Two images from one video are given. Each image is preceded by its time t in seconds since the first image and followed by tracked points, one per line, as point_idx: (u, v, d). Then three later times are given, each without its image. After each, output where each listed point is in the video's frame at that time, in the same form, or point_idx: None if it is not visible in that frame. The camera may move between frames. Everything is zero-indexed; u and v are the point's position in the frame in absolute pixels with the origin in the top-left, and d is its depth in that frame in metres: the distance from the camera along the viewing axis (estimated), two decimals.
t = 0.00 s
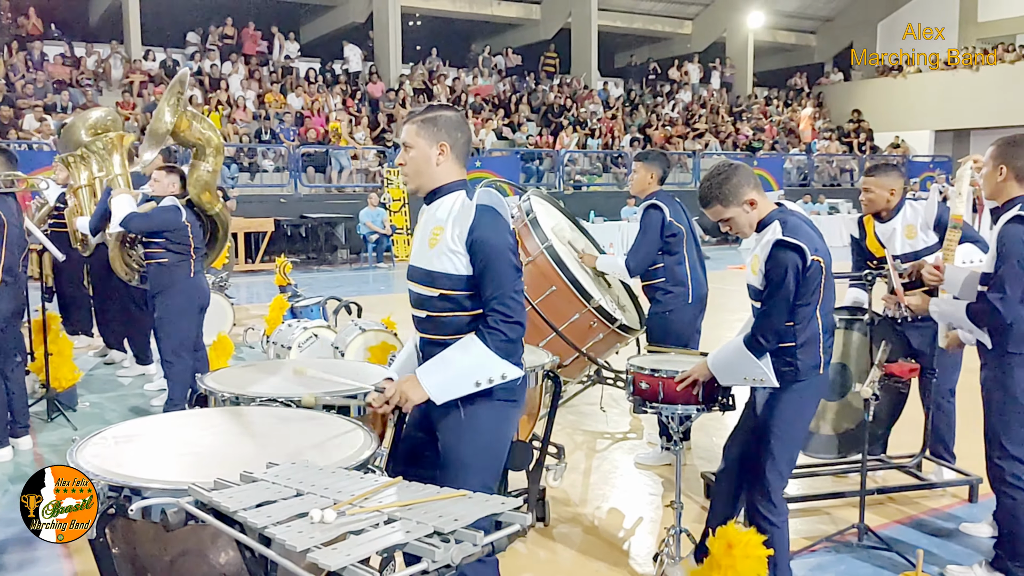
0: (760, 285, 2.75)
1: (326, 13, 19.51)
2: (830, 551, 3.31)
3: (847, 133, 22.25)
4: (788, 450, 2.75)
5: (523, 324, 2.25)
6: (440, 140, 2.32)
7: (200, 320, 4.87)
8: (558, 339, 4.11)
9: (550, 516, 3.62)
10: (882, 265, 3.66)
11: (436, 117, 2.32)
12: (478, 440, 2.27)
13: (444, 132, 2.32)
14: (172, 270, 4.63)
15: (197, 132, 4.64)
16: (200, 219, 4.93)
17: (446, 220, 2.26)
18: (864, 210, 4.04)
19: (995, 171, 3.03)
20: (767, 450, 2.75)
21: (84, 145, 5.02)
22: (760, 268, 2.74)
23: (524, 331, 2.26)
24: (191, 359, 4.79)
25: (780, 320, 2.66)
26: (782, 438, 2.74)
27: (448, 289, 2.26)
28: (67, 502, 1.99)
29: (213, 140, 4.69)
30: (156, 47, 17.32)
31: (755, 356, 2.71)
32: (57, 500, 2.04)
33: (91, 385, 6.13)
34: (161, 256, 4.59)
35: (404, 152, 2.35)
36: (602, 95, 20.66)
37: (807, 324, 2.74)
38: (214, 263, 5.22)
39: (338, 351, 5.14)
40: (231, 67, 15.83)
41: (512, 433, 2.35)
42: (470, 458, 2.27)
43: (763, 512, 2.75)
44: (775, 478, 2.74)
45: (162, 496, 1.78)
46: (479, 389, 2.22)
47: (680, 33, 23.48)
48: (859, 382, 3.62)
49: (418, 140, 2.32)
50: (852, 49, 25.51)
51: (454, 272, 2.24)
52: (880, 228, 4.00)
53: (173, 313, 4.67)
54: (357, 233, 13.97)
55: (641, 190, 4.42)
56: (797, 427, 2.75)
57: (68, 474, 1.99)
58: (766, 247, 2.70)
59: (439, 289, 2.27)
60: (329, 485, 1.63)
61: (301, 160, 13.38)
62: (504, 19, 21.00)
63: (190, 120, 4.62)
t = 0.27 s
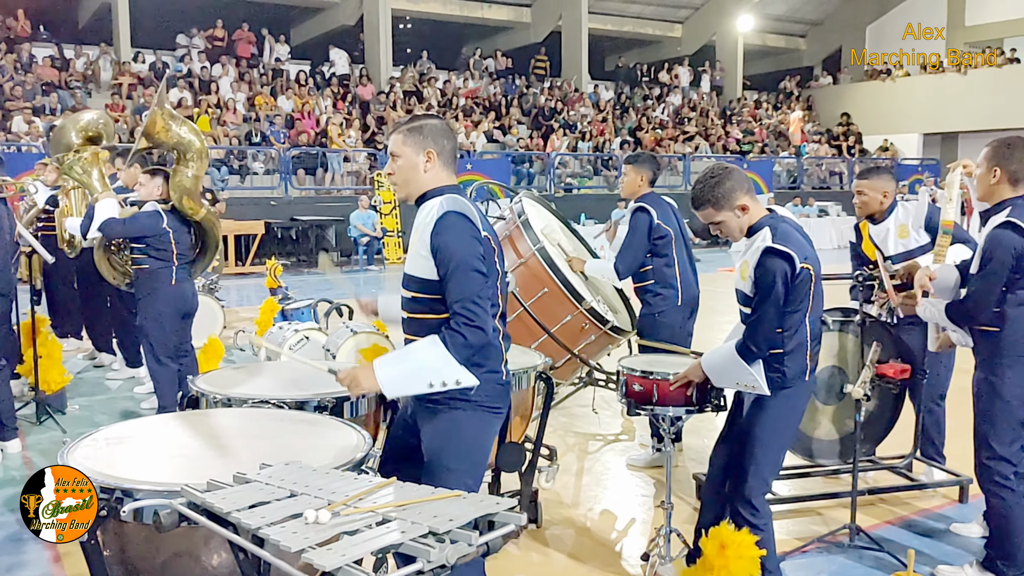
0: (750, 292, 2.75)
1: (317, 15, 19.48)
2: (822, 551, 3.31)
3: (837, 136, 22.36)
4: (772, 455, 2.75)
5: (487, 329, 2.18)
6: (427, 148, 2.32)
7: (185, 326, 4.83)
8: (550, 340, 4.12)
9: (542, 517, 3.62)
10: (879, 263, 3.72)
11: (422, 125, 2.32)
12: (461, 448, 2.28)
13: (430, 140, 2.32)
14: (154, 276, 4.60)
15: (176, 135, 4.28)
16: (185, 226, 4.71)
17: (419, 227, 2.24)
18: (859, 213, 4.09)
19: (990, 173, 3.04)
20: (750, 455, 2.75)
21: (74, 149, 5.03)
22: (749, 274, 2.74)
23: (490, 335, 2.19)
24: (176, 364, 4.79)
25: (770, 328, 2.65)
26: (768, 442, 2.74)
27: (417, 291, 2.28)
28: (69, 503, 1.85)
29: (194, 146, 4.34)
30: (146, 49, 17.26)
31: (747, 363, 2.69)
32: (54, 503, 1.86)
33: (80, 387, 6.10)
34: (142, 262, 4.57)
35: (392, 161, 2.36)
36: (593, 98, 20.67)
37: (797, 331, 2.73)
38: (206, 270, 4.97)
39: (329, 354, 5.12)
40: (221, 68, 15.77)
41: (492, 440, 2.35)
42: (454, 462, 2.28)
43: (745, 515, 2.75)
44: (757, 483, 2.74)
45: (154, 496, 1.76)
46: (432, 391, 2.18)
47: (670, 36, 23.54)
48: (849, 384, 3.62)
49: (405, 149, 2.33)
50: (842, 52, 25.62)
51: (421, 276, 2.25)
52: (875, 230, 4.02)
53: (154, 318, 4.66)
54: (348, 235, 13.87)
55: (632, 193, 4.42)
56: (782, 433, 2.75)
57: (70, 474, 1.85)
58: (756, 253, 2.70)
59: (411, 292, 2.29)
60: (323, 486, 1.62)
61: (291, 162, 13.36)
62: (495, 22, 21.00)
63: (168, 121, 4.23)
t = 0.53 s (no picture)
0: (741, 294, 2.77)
1: (307, 17, 19.47)
2: (811, 552, 3.32)
3: (826, 139, 22.48)
4: (759, 455, 2.75)
5: (483, 315, 2.17)
6: (449, 127, 2.34)
7: (166, 330, 4.80)
8: (541, 342, 4.13)
9: (533, 519, 3.63)
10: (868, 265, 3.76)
11: (450, 102, 2.33)
12: (461, 438, 2.29)
13: (454, 120, 2.34)
14: (131, 279, 4.60)
15: (155, 136, 4.31)
16: (171, 233, 4.70)
17: (430, 200, 2.28)
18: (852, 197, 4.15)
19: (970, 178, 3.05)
20: (738, 455, 2.76)
21: (65, 148, 5.01)
22: (742, 276, 2.74)
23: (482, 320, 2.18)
24: (162, 367, 4.78)
25: (760, 329, 2.69)
26: (756, 444, 2.75)
27: (415, 267, 2.28)
28: (69, 503, 1.82)
29: (176, 149, 4.36)
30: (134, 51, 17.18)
31: (735, 364, 2.73)
32: (54, 503, 1.82)
33: (69, 390, 6.07)
34: (120, 264, 4.57)
35: (412, 130, 2.36)
36: (583, 101, 20.69)
37: (788, 333, 2.74)
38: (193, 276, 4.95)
39: (320, 356, 5.11)
40: (211, 71, 15.74)
41: (492, 419, 2.37)
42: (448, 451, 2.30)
43: (734, 518, 2.75)
44: (745, 485, 2.75)
45: (145, 499, 1.77)
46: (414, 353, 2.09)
47: (660, 39, 23.62)
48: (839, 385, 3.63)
49: (428, 122, 2.33)
50: (830, 55, 25.75)
51: (424, 253, 2.26)
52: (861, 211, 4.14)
53: (131, 322, 4.63)
54: (338, 238, 13.87)
55: (624, 195, 4.44)
56: (768, 434, 2.76)
57: (69, 474, 1.83)
58: (748, 254, 2.71)
59: (407, 266, 2.30)
60: (315, 488, 1.62)
61: (281, 165, 13.34)
62: (485, 25, 21.03)
63: (146, 122, 4.29)
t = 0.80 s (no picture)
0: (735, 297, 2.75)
1: (301, 19, 19.47)
2: (805, 553, 3.33)
3: (820, 141, 22.57)
4: (749, 458, 2.76)
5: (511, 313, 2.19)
6: (438, 130, 2.32)
7: (158, 333, 4.79)
8: (536, 343, 4.13)
9: (528, 520, 3.63)
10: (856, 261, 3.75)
11: (434, 105, 2.31)
12: (459, 437, 2.28)
13: (442, 122, 2.32)
14: (119, 282, 4.60)
15: (138, 138, 4.20)
16: (160, 237, 4.68)
17: (431, 205, 2.28)
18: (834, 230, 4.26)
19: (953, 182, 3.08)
20: (727, 457, 2.76)
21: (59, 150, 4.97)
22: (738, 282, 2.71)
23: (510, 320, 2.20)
24: (156, 370, 4.78)
25: (750, 331, 2.66)
26: (747, 445, 2.75)
27: (425, 274, 2.27)
28: (69, 503, 1.79)
29: (163, 152, 4.29)
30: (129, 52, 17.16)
31: (719, 363, 2.72)
32: (54, 503, 1.78)
33: (63, 392, 6.05)
34: (108, 267, 4.58)
35: (398, 137, 2.34)
36: (578, 102, 20.72)
37: (780, 336, 2.75)
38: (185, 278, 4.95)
39: (314, 357, 5.10)
40: (205, 72, 15.73)
41: (492, 422, 2.35)
42: (447, 455, 2.29)
43: (724, 520, 2.74)
44: (735, 486, 2.74)
45: (140, 501, 1.76)
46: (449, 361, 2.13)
47: (655, 41, 23.67)
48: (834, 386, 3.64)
49: (416, 128, 2.31)
50: (824, 57, 25.82)
51: (433, 259, 2.26)
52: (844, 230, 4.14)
53: (122, 325, 4.63)
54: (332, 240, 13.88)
55: (622, 195, 4.45)
56: (759, 437, 2.76)
57: (71, 474, 1.80)
58: (742, 260, 2.71)
59: (415, 273, 2.29)
60: (310, 488, 1.62)
61: (276, 166, 13.37)
62: (480, 27, 21.07)
63: (129, 122, 4.15)
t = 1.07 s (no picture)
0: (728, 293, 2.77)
1: (301, 20, 19.47)
2: (807, 553, 3.33)
3: (819, 142, 22.60)
4: (748, 456, 2.75)
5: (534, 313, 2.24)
6: (406, 158, 2.30)
7: (158, 334, 4.80)
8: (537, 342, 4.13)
9: (529, 520, 3.63)
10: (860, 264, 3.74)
11: (395, 136, 2.28)
12: (464, 438, 2.27)
13: (407, 150, 2.30)
14: (119, 283, 4.61)
15: (138, 139, 4.28)
16: (162, 238, 4.69)
17: (424, 231, 2.27)
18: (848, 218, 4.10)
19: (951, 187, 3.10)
20: (725, 455, 2.76)
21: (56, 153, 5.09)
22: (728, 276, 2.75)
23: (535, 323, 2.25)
24: (157, 370, 4.78)
25: (740, 325, 2.69)
26: (748, 446, 2.76)
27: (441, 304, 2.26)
28: (69, 503, 1.82)
29: (162, 153, 4.33)
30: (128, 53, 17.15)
31: (714, 360, 2.73)
32: (54, 503, 1.82)
33: (63, 393, 6.05)
34: (109, 268, 4.58)
35: (370, 175, 2.33)
36: (577, 103, 20.72)
37: (773, 334, 2.75)
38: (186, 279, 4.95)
39: (314, 358, 5.11)
40: (205, 73, 15.74)
41: (501, 433, 2.33)
42: (464, 463, 2.27)
43: (726, 520, 2.74)
44: (736, 484, 2.74)
45: (145, 499, 1.77)
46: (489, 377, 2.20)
47: (654, 42, 23.69)
48: (835, 386, 3.64)
49: (384, 162, 2.30)
50: (823, 58, 25.85)
51: (444, 283, 2.25)
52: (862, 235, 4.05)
53: (122, 327, 4.64)
54: (332, 240, 13.89)
55: (619, 199, 4.46)
56: (756, 437, 2.76)
57: (70, 473, 1.84)
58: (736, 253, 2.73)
59: (429, 301, 2.28)
60: (314, 486, 1.62)
61: (275, 167, 13.39)
62: (479, 28, 21.09)
63: (128, 123, 4.25)
